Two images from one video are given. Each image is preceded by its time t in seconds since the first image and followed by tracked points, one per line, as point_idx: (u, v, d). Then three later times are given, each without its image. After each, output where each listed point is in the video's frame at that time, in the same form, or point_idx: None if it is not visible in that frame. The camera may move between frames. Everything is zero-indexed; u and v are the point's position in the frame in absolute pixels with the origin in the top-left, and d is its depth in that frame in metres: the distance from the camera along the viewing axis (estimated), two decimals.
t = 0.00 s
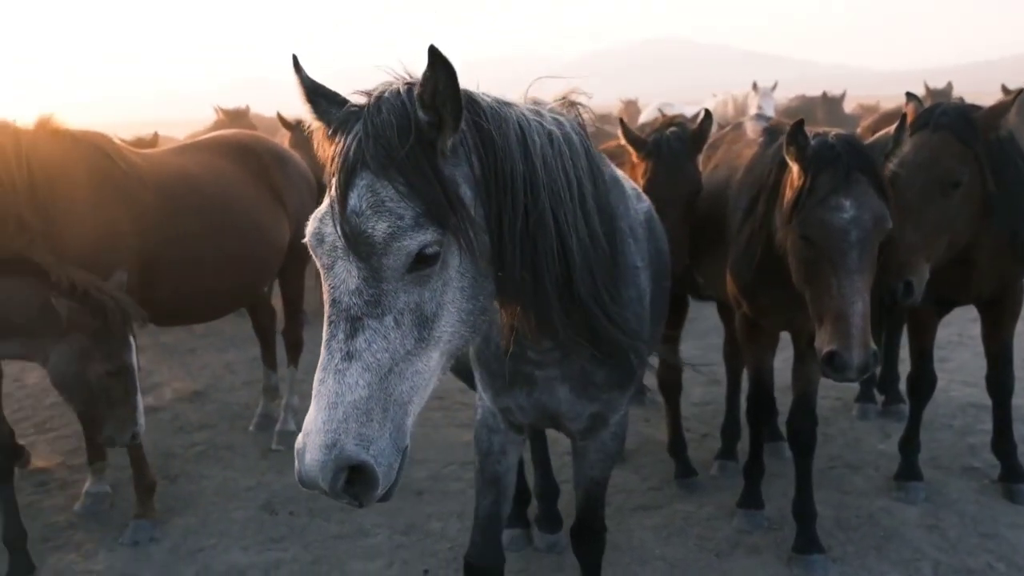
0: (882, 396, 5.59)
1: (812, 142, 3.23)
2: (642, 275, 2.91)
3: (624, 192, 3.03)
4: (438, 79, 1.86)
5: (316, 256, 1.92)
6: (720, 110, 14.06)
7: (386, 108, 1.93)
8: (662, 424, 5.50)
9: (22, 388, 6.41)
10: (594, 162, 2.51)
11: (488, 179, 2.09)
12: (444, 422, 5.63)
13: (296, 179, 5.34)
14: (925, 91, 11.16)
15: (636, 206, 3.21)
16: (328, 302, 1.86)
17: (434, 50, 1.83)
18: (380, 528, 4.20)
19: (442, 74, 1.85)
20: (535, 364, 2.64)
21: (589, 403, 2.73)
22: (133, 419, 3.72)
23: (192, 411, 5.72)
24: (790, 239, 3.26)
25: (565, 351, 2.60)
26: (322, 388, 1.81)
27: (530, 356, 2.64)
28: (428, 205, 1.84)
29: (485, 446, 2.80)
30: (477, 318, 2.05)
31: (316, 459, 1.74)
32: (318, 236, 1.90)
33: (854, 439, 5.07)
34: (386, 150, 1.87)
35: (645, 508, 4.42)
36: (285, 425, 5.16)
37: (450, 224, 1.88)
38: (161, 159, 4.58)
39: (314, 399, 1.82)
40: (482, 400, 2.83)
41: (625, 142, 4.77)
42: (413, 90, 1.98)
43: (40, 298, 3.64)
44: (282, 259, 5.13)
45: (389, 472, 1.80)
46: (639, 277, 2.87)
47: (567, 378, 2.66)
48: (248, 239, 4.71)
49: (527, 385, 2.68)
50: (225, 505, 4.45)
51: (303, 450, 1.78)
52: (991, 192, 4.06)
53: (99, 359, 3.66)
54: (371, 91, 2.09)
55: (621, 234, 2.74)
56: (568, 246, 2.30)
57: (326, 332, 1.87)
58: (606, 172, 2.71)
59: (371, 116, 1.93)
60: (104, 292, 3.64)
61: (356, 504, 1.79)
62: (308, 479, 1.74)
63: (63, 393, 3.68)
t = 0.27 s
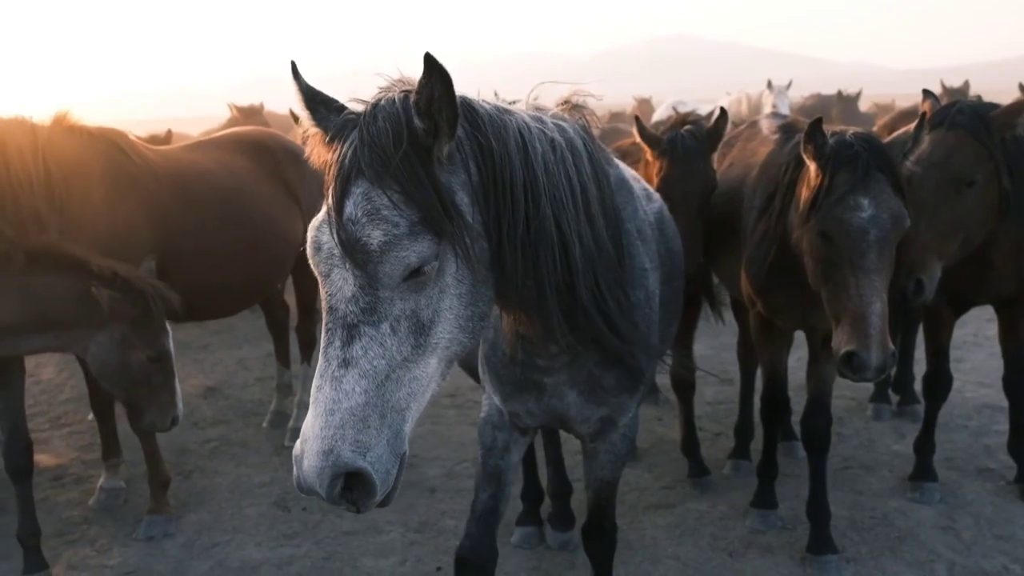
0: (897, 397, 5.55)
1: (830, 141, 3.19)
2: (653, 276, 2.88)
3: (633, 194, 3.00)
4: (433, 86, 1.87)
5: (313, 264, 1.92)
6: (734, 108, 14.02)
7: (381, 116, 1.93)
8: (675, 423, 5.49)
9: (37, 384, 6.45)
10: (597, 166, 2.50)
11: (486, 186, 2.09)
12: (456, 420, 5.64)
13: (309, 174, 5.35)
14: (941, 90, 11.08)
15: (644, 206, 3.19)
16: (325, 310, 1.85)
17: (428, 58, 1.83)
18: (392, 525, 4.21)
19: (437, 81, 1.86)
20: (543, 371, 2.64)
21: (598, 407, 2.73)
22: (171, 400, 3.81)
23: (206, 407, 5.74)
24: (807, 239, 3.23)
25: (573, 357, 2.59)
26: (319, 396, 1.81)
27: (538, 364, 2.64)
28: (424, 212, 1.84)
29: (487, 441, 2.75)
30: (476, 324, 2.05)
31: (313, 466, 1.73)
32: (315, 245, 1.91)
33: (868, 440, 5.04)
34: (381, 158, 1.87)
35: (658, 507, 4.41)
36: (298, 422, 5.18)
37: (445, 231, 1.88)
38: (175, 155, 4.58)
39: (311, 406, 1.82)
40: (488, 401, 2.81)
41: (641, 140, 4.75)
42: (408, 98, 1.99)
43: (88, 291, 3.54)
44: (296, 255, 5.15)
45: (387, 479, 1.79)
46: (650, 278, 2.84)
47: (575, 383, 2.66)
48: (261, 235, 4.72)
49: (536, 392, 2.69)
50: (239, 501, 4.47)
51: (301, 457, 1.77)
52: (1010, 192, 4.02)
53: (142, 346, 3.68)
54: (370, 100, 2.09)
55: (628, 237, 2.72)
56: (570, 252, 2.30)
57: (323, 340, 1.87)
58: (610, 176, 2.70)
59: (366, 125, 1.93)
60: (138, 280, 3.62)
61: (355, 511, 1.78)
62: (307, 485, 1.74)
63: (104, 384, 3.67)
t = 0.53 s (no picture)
0: (908, 396, 5.53)
1: (843, 139, 3.17)
2: (657, 275, 2.86)
3: (638, 192, 2.96)
4: (421, 97, 1.86)
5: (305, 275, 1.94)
6: (743, 106, 13.99)
7: (369, 126, 1.93)
8: (684, 421, 5.48)
9: (47, 381, 6.47)
10: (596, 168, 2.48)
11: (480, 194, 2.07)
12: (465, 418, 5.64)
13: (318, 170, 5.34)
14: (951, 88, 11.03)
15: (650, 206, 3.16)
16: (317, 322, 1.87)
17: (414, 69, 1.83)
18: (401, 523, 4.21)
19: (424, 92, 1.85)
20: (546, 373, 2.62)
21: (601, 407, 2.71)
22: (200, 389, 3.79)
23: (214, 405, 5.75)
24: (818, 237, 3.21)
25: (574, 359, 2.57)
26: (312, 407, 1.82)
27: (541, 366, 2.62)
28: (412, 224, 1.84)
29: (484, 442, 2.75)
30: (470, 332, 2.05)
31: (307, 478, 1.75)
32: (307, 256, 1.92)
33: (877, 439, 5.02)
34: (368, 169, 1.87)
35: (667, 506, 4.40)
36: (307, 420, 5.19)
37: (436, 242, 1.88)
38: (185, 155, 4.58)
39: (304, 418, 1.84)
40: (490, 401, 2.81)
41: (650, 138, 4.74)
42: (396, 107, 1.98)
43: (113, 286, 3.53)
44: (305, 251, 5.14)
45: (381, 488, 1.81)
46: (653, 279, 2.82)
47: (577, 385, 2.64)
48: (269, 235, 4.72)
49: (540, 392, 2.68)
50: (248, 499, 4.48)
51: (296, 469, 1.80)
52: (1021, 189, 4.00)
53: (171, 337, 3.65)
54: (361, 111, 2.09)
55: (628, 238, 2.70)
56: (568, 257, 2.28)
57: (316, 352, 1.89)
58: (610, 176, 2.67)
59: (354, 136, 1.93)
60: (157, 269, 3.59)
61: (351, 520, 1.80)
62: (301, 496, 1.76)
63: (136, 378, 3.65)
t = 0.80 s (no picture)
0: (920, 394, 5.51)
1: (857, 136, 3.15)
2: (660, 274, 2.80)
3: (643, 190, 2.89)
4: (401, 113, 1.86)
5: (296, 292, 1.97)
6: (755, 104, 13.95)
7: (354, 143, 1.93)
8: (696, 419, 5.47)
9: (60, 378, 6.50)
10: (597, 168, 2.42)
11: (470, 206, 2.06)
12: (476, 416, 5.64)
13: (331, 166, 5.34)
14: (965, 84, 10.97)
15: (655, 205, 3.16)
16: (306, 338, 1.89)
17: (393, 87, 1.83)
18: (412, 520, 4.22)
19: (404, 109, 1.85)
20: (546, 367, 2.60)
21: (600, 405, 2.67)
22: (231, 377, 3.82)
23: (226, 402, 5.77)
24: (834, 232, 3.19)
25: (574, 357, 2.56)
26: (301, 423, 1.85)
27: (541, 359, 2.59)
28: (396, 241, 1.84)
29: (477, 445, 2.74)
30: (465, 344, 2.04)
31: (295, 493, 1.78)
32: (297, 274, 1.95)
33: (890, 437, 5.00)
34: (351, 187, 1.87)
35: (678, 504, 4.40)
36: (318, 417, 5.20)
37: (421, 258, 1.88)
38: (198, 152, 4.60)
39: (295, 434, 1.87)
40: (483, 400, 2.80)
41: (662, 135, 4.74)
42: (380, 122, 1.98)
43: (136, 280, 3.53)
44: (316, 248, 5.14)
45: (370, 503, 1.82)
46: (656, 277, 2.77)
47: (577, 382, 2.63)
48: (276, 235, 4.71)
49: (540, 383, 2.66)
50: (260, 495, 4.49)
51: (287, 484, 1.82)
52: None
53: (203, 329, 3.68)
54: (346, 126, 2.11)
55: (629, 237, 2.63)
56: (566, 262, 2.25)
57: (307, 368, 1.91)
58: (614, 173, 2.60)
59: (339, 153, 1.94)
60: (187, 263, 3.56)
61: (342, 534, 1.82)
62: (290, 510, 1.79)
63: (168, 371, 3.67)
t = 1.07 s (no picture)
0: (933, 391, 5.49)
1: (873, 131, 3.12)
2: (660, 270, 2.69)
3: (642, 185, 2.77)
4: (384, 125, 1.84)
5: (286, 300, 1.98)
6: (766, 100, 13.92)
7: (338, 152, 1.92)
8: (706, 416, 5.45)
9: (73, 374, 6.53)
10: (593, 167, 2.35)
11: (458, 214, 2.03)
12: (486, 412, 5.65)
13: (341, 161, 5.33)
14: (978, 79, 10.91)
15: (659, 201, 3.15)
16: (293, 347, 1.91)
17: (373, 98, 1.81)
18: (423, 516, 4.22)
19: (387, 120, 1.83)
20: (544, 366, 2.54)
21: (598, 403, 2.64)
22: (257, 366, 3.91)
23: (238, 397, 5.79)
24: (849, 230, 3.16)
25: (571, 359, 2.50)
26: (286, 432, 1.86)
27: (540, 360, 2.54)
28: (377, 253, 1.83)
29: (487, 450, 2.81)
30: (456, 354, 2.02)
31: (279, 502, 1.80)
32: (285, 282, 1.96)
33: (902, 434, 4.98)
34: (333, 198, 1.87)
35: (689, 501, 4.39)
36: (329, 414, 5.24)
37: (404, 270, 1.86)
38: (209, 147, 4.62)
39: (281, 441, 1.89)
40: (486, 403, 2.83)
41: (674, 132, 4.73)
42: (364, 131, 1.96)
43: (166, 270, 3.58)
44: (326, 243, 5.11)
45: (353, 512, 1.83)
46: (654, 275, 2.66)
47: (574, 382, 2.58)
48: (279, 232, 4.70)
49: (537, 385, 2.63)
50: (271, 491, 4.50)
51: (273, 493, 1.84)
52: None
53: (231, 320, 3.74)
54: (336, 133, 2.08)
55: (625, 235, 2.53)
56: (560, 265, 2.19)
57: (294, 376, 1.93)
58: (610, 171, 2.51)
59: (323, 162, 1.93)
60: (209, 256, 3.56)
61: (327, 542, 1.83)
62: (274, 518, 1.81)
63: (194, 361, 3.74)
